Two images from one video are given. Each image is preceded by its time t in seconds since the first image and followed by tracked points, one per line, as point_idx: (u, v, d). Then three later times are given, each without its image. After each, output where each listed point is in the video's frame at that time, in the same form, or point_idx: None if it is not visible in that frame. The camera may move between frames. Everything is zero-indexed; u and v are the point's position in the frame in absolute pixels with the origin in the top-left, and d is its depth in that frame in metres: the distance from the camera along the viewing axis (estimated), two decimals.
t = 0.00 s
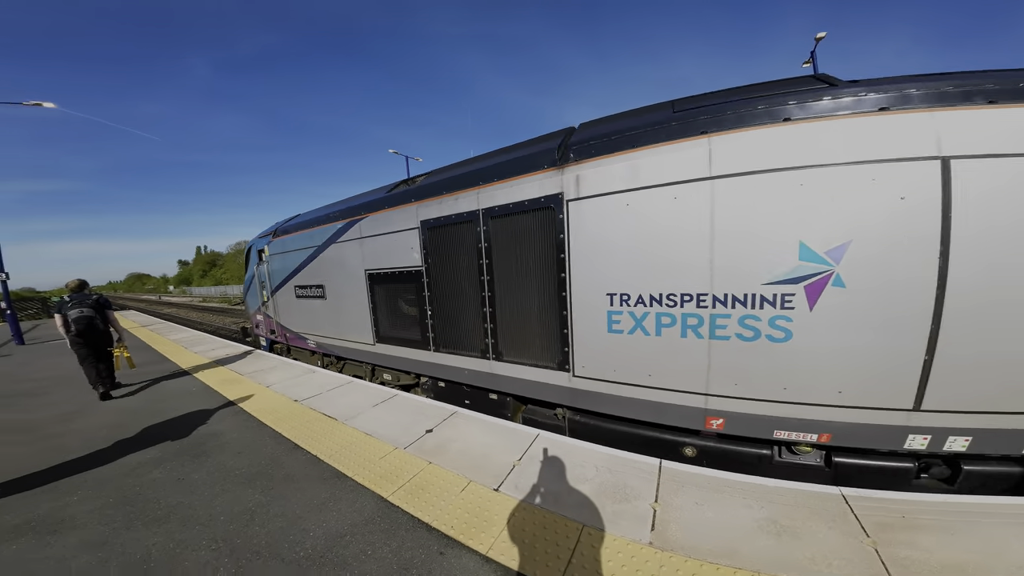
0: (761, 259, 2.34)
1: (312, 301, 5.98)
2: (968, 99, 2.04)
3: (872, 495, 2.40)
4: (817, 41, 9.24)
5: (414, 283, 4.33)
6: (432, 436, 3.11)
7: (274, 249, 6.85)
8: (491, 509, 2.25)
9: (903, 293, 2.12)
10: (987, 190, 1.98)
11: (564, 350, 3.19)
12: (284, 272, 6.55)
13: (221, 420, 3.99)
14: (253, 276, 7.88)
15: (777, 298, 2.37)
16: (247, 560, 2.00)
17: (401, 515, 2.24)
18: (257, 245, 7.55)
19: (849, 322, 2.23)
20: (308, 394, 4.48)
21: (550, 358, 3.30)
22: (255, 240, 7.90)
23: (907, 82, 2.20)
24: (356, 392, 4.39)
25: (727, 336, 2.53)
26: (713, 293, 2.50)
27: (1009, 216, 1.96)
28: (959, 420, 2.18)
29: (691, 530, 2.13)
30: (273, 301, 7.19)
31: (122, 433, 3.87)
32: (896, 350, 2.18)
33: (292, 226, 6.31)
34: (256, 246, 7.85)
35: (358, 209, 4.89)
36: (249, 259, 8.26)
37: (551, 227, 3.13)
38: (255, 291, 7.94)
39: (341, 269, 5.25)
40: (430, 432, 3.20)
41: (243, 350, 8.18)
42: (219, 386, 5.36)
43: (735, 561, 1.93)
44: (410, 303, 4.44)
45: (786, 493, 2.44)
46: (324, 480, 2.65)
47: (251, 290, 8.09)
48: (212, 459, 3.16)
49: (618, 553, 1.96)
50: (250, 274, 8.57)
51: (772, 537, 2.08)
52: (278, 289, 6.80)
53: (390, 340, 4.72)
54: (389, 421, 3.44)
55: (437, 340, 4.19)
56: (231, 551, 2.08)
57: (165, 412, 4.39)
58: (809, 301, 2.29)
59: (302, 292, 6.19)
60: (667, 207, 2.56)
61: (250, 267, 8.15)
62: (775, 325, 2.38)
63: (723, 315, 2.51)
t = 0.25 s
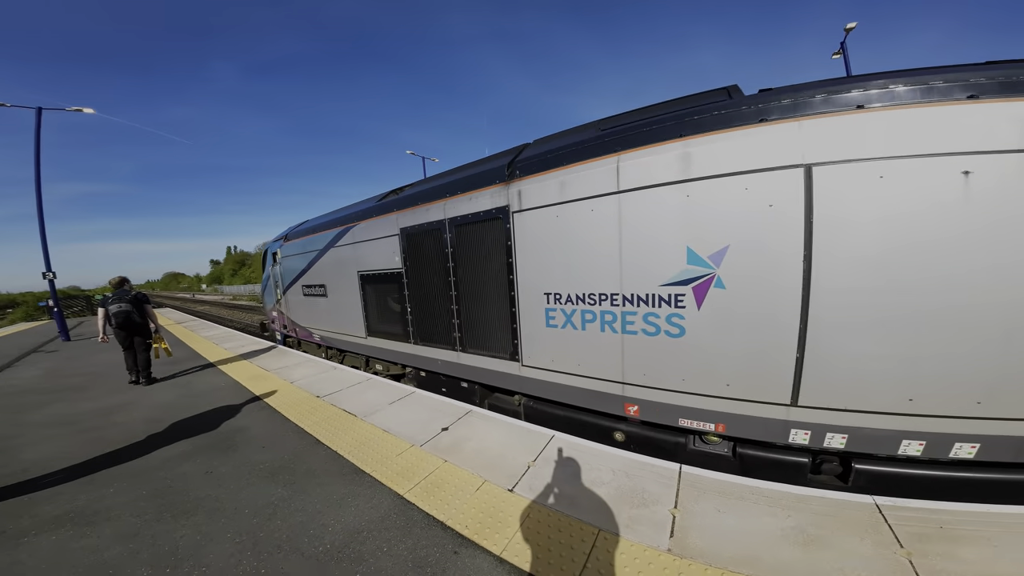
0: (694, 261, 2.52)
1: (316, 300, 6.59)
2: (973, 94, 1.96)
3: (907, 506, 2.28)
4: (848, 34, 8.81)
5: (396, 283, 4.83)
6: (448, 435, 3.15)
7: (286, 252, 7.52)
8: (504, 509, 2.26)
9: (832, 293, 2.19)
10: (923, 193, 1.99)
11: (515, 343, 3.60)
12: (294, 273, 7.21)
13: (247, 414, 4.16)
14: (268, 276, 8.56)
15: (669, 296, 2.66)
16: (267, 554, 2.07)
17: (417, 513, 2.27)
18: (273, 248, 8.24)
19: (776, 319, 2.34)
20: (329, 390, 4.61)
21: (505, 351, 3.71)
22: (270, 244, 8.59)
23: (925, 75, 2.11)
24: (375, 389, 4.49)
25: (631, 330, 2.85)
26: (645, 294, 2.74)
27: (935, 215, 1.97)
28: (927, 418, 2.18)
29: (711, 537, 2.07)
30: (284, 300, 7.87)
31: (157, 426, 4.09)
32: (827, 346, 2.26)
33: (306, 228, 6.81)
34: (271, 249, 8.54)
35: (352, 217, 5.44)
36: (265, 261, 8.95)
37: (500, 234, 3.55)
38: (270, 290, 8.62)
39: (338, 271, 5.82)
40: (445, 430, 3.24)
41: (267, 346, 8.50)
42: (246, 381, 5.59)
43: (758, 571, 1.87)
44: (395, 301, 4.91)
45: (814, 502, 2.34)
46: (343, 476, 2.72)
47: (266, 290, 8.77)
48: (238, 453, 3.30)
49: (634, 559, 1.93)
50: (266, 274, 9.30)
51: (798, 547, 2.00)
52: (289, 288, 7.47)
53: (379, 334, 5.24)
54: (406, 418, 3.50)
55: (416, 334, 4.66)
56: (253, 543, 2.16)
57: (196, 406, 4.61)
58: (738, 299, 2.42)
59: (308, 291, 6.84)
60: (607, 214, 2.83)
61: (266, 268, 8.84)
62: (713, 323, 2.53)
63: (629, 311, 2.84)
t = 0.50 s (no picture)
0: (671, 261, 2.58)
1: (325, 297, 7.26)
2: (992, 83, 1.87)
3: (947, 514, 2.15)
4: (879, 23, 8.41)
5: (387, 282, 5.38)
6: (463, 432, 3.17)
7: (299, 253, 8.18)
8: (519, 509, 2.26)
9: (831, 294, 2.13)
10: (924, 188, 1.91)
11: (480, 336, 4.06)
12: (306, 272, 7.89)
13: (272, 409, 4.31)
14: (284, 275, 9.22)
15: (592, 295, 3.05)
16: (289, 548, 2.13)
17: (433, 510, 2.30)
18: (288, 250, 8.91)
19: (773, 322, 2.30)
20: (349, 386, 4.73)
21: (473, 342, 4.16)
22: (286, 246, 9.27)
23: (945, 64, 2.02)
24: (393, 386, 4.58)
25: (565, 325, 3.27)
26: (634, 296, 2.78)
27: (886, 214, 1.98)
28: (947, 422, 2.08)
29: (734, 543, 2.01)
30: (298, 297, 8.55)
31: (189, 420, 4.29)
32: (830, 349, 2.18)
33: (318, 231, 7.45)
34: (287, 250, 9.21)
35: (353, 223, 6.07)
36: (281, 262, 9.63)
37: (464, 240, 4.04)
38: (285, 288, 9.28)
39: (343, 270, 6.46)
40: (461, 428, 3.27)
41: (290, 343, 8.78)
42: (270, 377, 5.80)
43: None
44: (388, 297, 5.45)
45: (843, 509, 2.24)
46: (362, 472, 2.79)
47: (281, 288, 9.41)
48: (263, 447, 3.42)
49: (653, 564, 1.89)
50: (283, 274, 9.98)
51: (827, 555, 1.92)
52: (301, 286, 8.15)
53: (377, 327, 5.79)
54: (423, 415, 3.55)
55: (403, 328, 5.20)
56: (276, 537, 2.24)
57: (224, 401, 4.80)
58: (705, 298, 2.49)
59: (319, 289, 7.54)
60: (600, 216, 2.87)
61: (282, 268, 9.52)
62: (708, 324, 2.51)
63: (565, 308, 3.25)
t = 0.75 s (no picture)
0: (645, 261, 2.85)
1: (330, 294, 7.92)
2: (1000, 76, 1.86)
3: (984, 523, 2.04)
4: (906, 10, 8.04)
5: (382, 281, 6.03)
6: (477, 429, 3.21)
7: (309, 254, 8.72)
8: (533, 507, 2.26)
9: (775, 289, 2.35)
10: (906, 187, 1.99)
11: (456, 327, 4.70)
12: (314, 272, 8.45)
13: (293, 404, 4.45)
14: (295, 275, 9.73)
15: (537, 291, 3.66)
16: (310, 540, 2.21)
17: (448, 506, 2.34)
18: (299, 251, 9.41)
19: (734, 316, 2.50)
20: (366, 382, 4.85)
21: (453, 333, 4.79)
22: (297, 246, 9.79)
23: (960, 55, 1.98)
24: (408, 381, 4.67)
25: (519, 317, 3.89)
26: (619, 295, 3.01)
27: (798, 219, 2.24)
28: (966, 417, 2.05)
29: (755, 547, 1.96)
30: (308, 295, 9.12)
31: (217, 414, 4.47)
32: (832, 344, 2.23)
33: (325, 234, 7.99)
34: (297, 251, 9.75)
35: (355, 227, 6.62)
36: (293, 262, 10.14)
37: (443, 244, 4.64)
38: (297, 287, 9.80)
39: (345, 270, 7.05)
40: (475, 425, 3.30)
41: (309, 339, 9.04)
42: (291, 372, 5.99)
43: None
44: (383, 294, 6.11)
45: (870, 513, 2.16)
46: (379, 466, 2.85)
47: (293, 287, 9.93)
48: (284, 441, 3.54)
49: (671, 566, 1.87)
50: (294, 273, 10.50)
51: (854, 563, 1.85)
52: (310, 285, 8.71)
53: (374, 321, 6.49)
54: (438, 411, 3.61)
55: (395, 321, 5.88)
56: (298, 530, 2.32)
57: (249, 396, 4.99)
58: (674, 294, 2.73)
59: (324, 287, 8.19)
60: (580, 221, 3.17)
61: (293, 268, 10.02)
62: (696, 321, 2.65)
63: (518, 302, 3.87)
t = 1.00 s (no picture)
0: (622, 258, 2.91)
1: (327, 293, 8.21)
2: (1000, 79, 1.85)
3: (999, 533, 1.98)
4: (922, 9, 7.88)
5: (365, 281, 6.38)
6: (482, 431, 3.21)
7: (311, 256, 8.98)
8: (536, 512, 2.25)
9: (739, 285, 2.43)
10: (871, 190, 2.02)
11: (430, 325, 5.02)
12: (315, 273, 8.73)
13: (300, 403, 4.51)
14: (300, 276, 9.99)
15: (491, 292, 4.05)
16: (314, 539, 2.24)
17: (451, 508, 2.35)
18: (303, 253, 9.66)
19: (708, 313, 2.57)
20: (372, 381, 4.90)
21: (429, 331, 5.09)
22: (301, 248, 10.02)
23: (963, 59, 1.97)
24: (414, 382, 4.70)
25: (480, 316, 4.27)
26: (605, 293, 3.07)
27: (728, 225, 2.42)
28: (976, 426, 2.02)
29: (763, 557, 1.92)
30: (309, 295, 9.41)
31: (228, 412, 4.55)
32: (804, 342, 2.27)
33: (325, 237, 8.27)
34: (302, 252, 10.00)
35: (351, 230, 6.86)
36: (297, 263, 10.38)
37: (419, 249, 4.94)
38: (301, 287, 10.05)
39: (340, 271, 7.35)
40: (479, 427, 3.31)
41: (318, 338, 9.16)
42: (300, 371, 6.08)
43: None
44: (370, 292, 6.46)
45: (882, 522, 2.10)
46: (383, 467, 2.88)
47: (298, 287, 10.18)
48: (292, 440, 3.59)
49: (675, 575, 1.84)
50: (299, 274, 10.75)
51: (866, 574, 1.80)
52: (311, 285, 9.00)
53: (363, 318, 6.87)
54: (443, 412, 3.62)
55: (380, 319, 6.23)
56: (303, 529, 2.35)
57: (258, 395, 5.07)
58: (651, 293, 2.79)
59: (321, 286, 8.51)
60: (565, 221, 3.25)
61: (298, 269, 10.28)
62: (674, 319, 2.72)
63: (480, 303, 4.23)
